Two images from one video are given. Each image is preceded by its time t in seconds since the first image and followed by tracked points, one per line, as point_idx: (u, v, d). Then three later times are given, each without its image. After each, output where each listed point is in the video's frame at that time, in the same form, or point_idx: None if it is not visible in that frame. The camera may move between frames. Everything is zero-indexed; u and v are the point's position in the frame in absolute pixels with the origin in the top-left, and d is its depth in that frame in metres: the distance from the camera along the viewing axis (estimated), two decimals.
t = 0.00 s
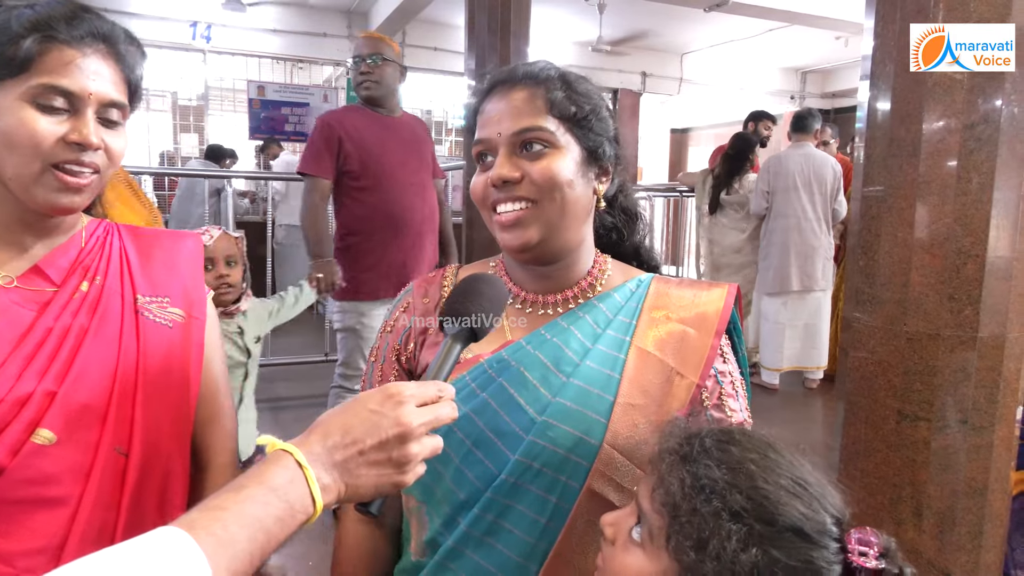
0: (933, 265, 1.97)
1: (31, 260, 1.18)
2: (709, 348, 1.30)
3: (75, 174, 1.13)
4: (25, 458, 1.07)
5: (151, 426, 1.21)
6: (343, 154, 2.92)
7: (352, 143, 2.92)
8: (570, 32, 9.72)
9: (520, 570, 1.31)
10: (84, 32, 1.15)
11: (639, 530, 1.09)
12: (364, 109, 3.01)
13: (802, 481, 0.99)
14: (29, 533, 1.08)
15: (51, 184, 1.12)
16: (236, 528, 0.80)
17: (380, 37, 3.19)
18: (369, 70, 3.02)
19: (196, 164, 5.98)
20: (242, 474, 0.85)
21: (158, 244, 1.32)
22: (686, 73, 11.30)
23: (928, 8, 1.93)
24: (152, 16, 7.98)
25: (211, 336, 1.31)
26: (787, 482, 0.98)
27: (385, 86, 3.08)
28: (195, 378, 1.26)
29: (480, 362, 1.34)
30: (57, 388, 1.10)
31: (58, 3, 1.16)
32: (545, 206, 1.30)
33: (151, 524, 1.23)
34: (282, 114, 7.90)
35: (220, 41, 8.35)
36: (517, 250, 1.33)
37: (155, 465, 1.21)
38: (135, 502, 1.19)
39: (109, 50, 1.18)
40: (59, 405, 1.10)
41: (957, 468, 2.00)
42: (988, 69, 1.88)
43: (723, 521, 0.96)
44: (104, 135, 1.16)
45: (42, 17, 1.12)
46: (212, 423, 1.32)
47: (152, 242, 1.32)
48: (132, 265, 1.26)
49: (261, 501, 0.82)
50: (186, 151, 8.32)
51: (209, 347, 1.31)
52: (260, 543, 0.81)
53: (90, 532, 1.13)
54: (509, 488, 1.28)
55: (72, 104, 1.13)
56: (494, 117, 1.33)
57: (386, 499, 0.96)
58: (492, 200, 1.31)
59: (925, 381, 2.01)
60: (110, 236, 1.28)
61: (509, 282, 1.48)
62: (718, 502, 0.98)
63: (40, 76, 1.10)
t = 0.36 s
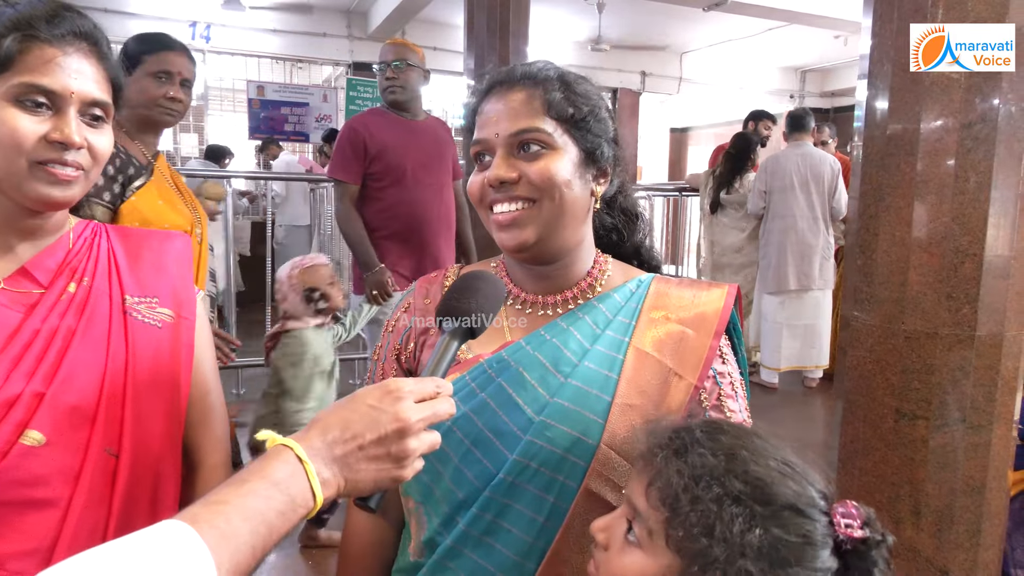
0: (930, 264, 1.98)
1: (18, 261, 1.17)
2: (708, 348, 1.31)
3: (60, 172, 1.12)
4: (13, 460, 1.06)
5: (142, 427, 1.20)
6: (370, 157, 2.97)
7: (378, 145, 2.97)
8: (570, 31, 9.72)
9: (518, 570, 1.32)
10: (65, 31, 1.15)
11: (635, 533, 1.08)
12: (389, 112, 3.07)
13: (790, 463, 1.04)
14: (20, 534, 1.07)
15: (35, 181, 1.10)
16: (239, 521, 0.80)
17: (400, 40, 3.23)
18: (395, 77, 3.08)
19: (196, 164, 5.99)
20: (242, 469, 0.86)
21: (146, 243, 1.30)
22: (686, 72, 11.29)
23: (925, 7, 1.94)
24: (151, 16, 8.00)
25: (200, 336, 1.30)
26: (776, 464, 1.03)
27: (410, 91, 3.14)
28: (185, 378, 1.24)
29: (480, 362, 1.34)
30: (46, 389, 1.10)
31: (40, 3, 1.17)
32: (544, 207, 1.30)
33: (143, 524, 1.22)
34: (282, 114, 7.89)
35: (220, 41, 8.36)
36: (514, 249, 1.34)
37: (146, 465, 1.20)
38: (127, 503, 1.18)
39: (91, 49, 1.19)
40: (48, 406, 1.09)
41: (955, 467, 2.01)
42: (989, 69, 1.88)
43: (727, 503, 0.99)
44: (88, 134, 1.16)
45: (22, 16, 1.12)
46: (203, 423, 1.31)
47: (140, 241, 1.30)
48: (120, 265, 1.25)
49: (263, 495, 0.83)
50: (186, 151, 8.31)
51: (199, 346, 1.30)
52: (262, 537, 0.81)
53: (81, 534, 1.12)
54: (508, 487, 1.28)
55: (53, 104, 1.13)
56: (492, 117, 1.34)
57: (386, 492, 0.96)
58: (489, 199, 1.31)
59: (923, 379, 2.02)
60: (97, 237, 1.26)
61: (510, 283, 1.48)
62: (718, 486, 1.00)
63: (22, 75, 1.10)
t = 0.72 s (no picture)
0: (929, 262, 1.98)
1: (8, 262, 1.17)
2: (708, 346, 1.32)
3: (51, 175, 1.12)
4: (7, 462, 1.05)
5: (134, 428, 1.20)
6: (379, 161, 2.97)
7: (387, 150, 2.97)
8: (568, 30, 9.71)
9: (520, 568, 1.32)
10: (54, 35, 1.15)
11: (631, 536, 1.13)
12: (393, 113, 3.07)
13: (744, 430, 1.19)
14: (15, 537, 1.06)
15: (25, 183, 1.11)
16: (244, 514, 0.80)
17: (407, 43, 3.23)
18: (404, 78, 3.08)
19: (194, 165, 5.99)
20: (247, 465, 0.86)
21: (136, 244, 1.30)
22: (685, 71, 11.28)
23: (922, 5, 1.94)
24: (149, 18, 7.99)
25: (191, 338, 1.31)
26: (732, 431, 1.17)
27: (417, 92, 3.15)
28: (176, 379, 1.25)
29: (481, 362, 1.34)
30: (39, 390, 1.09)
31: (29, 8, 1.17)
32: (547, 203, 1.30)
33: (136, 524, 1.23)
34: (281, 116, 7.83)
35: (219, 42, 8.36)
36: (514, 237, 1.33)
37: (139, 466, 1.21)
38: (121, 504, 1.19)
39: (80, 53, 1.19)
40: (42, 406, 1.09)
41: (955, 464, 2.01)
42: (988, 68, 1.88)
43: (707, 469, 1.10)
44: (77, 138, 1.16)
45: (11, 22, 1.13)
46: (195, 423, 1.32)
47: (130, 242, 1.30)
48: (112, 266, 1.24)
49: (268, 489, 0.83)
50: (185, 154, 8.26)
51: (190, 347, 1.31)
52: (267, 531, 0.81)
53: (77, 534, 1.12)
54: (509, 486, 1.28)
55: (43, 108, 1.13)
56: (512, 108, 1.34)
57: (390, 488, 0.96)
58: (498, 187, 1.31)
59: (921, 377, 2.02)
60: (88, 239, 1.26)
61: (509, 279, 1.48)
62: (695, 457, 1.12)
63: (12, 80, 1.11)
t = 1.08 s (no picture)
0: (929, 260, 1.98)
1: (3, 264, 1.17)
2: (715, 352, 1.32)
3: (46, 176, 1.13)
4: (6, 463, 1.05)
5: (133, 428, 1.20)
6: (377, 160, 2.97)
7: (384, 149, 2.96)
8: (568, 30, 9.71)
9: (523, 569, 1.33)
10: (47, 37, 1.15)
11: (630, 530, 1.14)
12: (388, 111, 3.06)
13: (725, 417, 1.24)
14: (14, 538, 1.06)
15: (20, 185, 1.11)
16: (247, 516, 0.80)
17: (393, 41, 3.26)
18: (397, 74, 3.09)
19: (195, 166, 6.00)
20: (253, 464, 0.86)
21: (130, 245, 1.30)
22: (684, 71, 11.28)
23: (921, 4, 1.94)
24: (149, 19, 8.00)
25: (187, 338, 1.32)
26: (714, 416, 1.22)
27: (411, 88, 3.16)
28: (173, 379, 1.26)
29: (488, 361, 1.34)
30: (37, 391, 1.09)
31: (22, 10, 1.17)
32: (573, 206, 1.31)
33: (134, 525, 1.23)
34: (280, 116, 7.84)
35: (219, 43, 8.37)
36: (542, 249, 1.34)
37: (137, 466, 1.21)
38: (120, 504, 1.19)
39: (73, 55, 1.19)
40: (40, 407, 1.09)
41: (955, 462, 2.01)
42: (988, 68, 1.88)
43: (700, 451, 1.15)
44: (71, 139, 1.16)
45: (4, 23, 1.12)
46: (191, 425, 1.32)
47: (125, 243, 1.29)
48: (107, 267, 1.24)
49: (272, 491, 0.83)
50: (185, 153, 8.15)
51: (186, 348, 1.31)
52: (270, 532, 0.81)
53: (74, 534, 1.13)
54: (513, 486, 1.29)
55: (37, 110, 1.13)
56: (504, 120, 1.33)
57: (394, 494, 0.96)
58: (513, 201, 1.31)
59: (921, 375, 2.02)
60: (82, 239, 1.26)
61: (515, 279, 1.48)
62: (686, 441, 1.16)
63: (7, 82, 1.10)
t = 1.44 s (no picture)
0: (929, 259, 1.98)
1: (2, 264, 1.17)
2: (710, 348, 1.32)
3: (43, 179, 1.13)
4: (2, 465, 1.05)
5: (130, 430, 1.20)
6: (380, 162, 2.99)
7: (388, 150, 2.98)
8: (568, 30, 9.72)
9: (522, 571, 1.33)
10: (46, 38, 1.15)
11: (636, 533, 1.14)
12: (395, 113, 3.07)
13: (729, 418, 1.24)
14: (12, 539, 1.06)
15: (17, 189, 1.11)
16: (250, 507, 0.80)
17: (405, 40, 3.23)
18: (406, 77, 3.09)
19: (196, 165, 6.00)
20: (255, 457, 0.86)
21: (130, 246, 1.29)
22: (685, 70, 11.28)
23: (921, 4, 1.94)
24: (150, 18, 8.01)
25: (187, 340, 1.31)
26: (715, 417, 1.22)
27: (418, 91, 3.16)
28: (172, 381, 1.25)
29: (483, 365, 1.34)
30: (34, 393, 1.09)
31: (21, 12, 1.17)
32: (546, 208, 1.30)
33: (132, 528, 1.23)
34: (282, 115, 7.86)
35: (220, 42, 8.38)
36: (520, 247, 1.34)
37: (135, 468, 1.21)
38: (117, 506, 1.19)
39: (72, 56, 1.19)
40: (37, 409, 1.09)
41: (955, 462, 2.01)
42: (988, 68, 1.88)
43: (704, 454, 1.15)
44: (70, 141, 1.16)
45: (4, 25, 1.12)
46: (191, 426, 1.32)
47: (124, 245, 1.29)
48: (106, 267, 1.24)
49: (274, 483, 0.83)
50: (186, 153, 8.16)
51: (186, 351, 1.30)
52: (273, 525, 0.81)
53: (70, 537, 1.13)
54: (511, 489, 1.29)
55: (36, 111, 1.13)
56: (495, 117, 1.33)
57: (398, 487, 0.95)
58: (493, 201, 1.32)
59: (921, 375, 2.02)
60: (82, 241, 1.26)
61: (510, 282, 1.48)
62: (691, 444, 1.16)
63: (6, 84, 1.10)
